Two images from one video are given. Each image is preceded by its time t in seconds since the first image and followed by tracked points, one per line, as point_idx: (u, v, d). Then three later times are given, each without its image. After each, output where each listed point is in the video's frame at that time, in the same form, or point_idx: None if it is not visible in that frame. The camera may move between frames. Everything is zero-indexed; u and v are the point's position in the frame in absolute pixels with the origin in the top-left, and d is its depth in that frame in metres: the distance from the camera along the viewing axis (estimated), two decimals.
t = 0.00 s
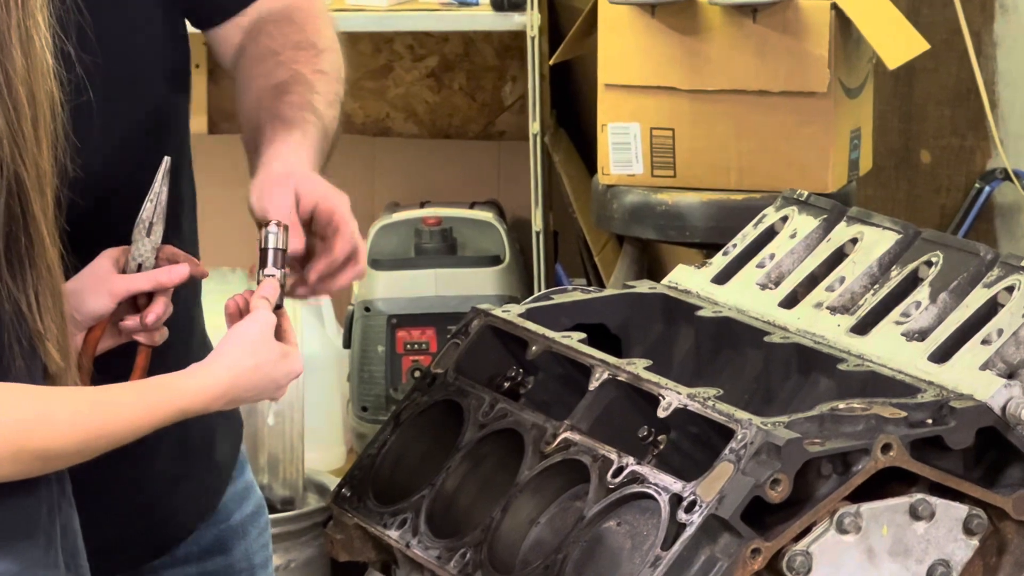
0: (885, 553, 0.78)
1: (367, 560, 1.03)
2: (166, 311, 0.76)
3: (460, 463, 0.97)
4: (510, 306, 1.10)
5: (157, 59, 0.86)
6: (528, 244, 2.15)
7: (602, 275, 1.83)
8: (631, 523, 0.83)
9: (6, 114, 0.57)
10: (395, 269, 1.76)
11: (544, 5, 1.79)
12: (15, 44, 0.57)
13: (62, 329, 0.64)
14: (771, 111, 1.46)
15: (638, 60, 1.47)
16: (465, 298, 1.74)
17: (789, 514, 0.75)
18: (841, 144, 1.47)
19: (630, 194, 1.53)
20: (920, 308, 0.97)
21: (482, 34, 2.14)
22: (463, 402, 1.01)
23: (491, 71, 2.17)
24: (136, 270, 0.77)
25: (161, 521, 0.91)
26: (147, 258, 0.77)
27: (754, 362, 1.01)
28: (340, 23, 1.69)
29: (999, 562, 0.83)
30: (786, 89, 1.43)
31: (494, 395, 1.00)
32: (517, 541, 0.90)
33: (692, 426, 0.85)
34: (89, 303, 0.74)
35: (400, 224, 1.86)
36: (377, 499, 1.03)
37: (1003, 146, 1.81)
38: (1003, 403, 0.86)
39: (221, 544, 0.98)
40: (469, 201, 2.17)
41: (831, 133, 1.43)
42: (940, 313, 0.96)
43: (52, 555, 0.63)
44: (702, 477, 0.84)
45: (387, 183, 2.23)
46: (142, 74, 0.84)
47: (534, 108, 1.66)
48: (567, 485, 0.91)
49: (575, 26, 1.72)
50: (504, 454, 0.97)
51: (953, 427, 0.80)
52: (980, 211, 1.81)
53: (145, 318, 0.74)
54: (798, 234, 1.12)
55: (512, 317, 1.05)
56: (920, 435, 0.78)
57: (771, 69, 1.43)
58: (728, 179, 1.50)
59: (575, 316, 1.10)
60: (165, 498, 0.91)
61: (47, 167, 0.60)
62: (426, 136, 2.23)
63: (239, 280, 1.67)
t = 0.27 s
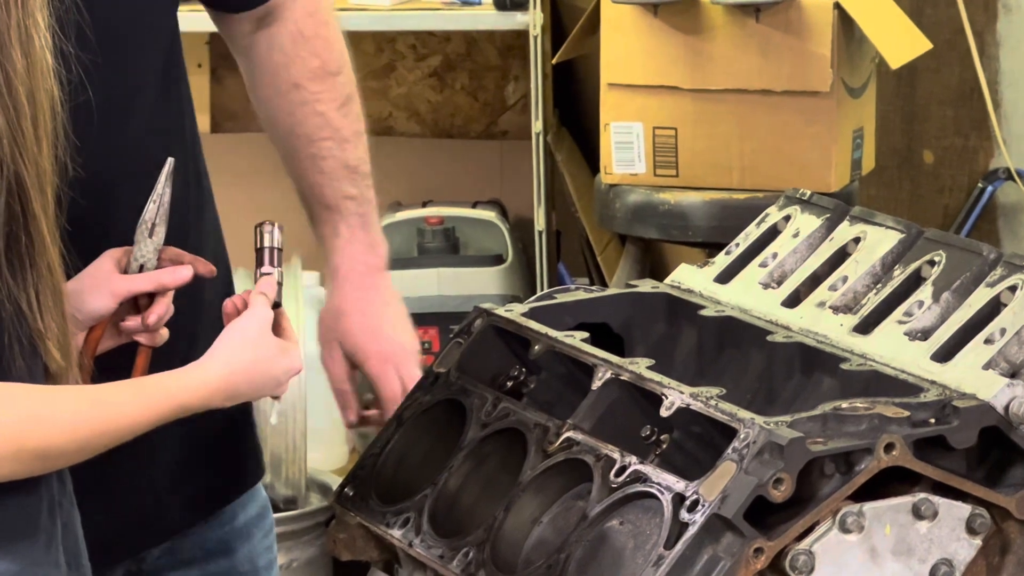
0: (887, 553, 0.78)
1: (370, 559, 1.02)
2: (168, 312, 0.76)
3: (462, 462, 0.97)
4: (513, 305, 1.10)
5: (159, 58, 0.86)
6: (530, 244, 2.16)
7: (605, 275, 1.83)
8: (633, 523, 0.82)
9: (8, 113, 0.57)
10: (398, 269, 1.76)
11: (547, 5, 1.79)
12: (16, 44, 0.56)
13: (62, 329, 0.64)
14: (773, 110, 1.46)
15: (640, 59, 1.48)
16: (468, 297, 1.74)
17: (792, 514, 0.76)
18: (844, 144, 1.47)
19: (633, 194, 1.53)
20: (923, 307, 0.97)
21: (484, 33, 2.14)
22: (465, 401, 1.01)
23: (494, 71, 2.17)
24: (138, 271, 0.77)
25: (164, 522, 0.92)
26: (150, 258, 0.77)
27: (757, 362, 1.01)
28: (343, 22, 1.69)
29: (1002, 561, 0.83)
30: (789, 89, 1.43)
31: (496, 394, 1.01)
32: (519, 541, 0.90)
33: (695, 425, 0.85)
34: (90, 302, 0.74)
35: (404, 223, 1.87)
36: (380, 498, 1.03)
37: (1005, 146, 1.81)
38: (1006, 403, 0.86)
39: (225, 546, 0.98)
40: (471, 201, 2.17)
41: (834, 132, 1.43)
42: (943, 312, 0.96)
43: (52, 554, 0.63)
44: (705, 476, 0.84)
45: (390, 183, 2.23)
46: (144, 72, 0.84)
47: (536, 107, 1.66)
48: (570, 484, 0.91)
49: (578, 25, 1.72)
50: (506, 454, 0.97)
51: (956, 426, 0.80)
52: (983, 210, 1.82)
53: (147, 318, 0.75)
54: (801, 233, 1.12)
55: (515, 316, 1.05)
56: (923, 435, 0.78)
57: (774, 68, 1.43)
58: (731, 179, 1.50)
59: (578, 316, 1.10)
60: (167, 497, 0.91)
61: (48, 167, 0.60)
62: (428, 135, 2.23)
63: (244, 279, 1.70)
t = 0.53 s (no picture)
0: (889, 552, 0.78)
1: (372, 557, 1.03)
2: (173, 318, 0.77)
3: (465, 461, 0.97)
4: (515, 304, 1.11)
5: (162, 58, 0.86)
6: (533, 243, 2.16)
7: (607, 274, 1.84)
8: (637, 522, 0.82)
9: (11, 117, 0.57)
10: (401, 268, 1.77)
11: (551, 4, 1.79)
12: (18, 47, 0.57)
13: (63, 328, 0.64)
14: (775, 110, 1.46)
15: (643, 58, 1.48)
16: (471, 296, 1.75)
17: (794, 513, 0.76)
18: (847, 143, 1.47)
19: (636, 193, 1.53)
20: (925, 306, 0.97)
21: (487, 32, 2.13)
22: (468, 400, 1.02)
23: (497, 70, 2.18)
24: (147, 277, 0.77)
25: (168, 523, 0.92)
26: (159, 265, 0.78)
27: (759, 361, 1.01)
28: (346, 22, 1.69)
29: (1005, 561, 0.83)
30: (792, 88, 1.43)
31: (499, 393, 1.01)
32: (522, 540, 0.90)
33: (697, 424, 0.85)
34: (95, 306, 0.74)
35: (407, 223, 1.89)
36: (382, 497, 1.03)
37: (1008, 145, 1.81)
38: (1008, 402, 0.86)
39: (228, 545, 0.99)
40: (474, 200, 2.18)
41: (837, 131, 1.43)
42: (945, 311, 0.96)
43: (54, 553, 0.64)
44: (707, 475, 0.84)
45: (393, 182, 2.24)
46: (146, 72, 0.84)
47: (539, 106, 1.66)
48: (572, 484, 0.91)
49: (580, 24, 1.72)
50: (509, 454, 0.97)
51: (958, 425, 0.80)
52: (986, 210, 1.82)
53: (153, 323, 0.75)
54: (803, 232, 1.12)
55: (518, 315, 1.05)
56: (926, 434, 0.78)
57: (777, 68, 1.42)
58: (733, 178, 1.50)
59: (581, 315, 1.10)
60: (171, 498, 0.92)
61: (49, 168, 0.60)
62: (432, 134, 2.24)
63: (247, 279, 1.72)
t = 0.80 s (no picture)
0: (895, 552, 0.78)
1: (377, 557, 1.03)
2: (182, 325, 0.77)
3: (470, 462, 0.98)
4: (520, 304, 1.11)
5: (168, 58, 0.86)
6: (537, 243, 2.16)
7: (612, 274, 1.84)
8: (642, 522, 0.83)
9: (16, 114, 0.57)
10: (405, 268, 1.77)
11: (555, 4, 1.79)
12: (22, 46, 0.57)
13: (70, 326, 0.65)
14: (780, 110, 1.46)
15: (647, 58, 1.48)
16: (476, 296, 1.76)
17: (799, 513, 0.76)
18: (851, 144, 1.47)
19: (640, 193, 1.53)
20: (930, 307, 0.97)
21: (491, 32, 2.13)
22: (473, 400, 1.02)
23: (501, 70, 2.18)
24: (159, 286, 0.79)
25: (176, 525, 0.92)
26: (171, 274, 0.80)
27: (764, 361, 1.01)
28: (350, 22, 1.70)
29: (1010, 561, 0.83)
30: (797, 89, 1.43)
31: (504, 393, 1.01)
32: (527, 539, 0.90)
33: (702, 424, 0.85)
34: (106, 310, 0.75)
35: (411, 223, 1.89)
36: (387, 496, 1.03)
37: (1012, 145, 1.81)
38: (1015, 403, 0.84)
39: (234, 542, 0.99)
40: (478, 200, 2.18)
41: (841, 131, 1.43)
42: (950, 311, 0.96)
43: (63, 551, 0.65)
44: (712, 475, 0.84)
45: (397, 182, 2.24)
46: (153, 72, 0.84)
47: (543, 106, 1.66)
48: (577, 484, 0.91)
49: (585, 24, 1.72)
50: (515, 452, 0.98)
51: (964, 426, 0.80)
52: (990, 209, 1.82)
53: (162, 330, 0.76)
54: (808, 233, 1.12)
55: (523, 315, 1.05)
56: (931, 434, 0.78)
57: (781, 68, 1.43)
58: (738, 178, 1.50)
59: (586, 315, 1.10)
60: (178, 498, 0.92)
61: (56, 168, 0.61)
62: (436, 134, 2.24)
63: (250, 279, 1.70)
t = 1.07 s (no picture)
0: (899, 551, 0.78)
1: (381, 556, 1.04)
2: (186, 335, 0.77)
3: (474, 462, 0.98)
4: (524, 304, 1.11)
5: (176, 59, 0.86)
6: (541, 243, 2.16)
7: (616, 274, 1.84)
8: (647, 521, 0.82)
9: (40, 111, 0.60)
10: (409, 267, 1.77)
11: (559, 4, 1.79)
12: (40, 44, 0.59)
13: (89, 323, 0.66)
14: (784, 109, 1.46)
15: (651, 58, 1.48)
16: (480, 295, 1.76)
17: (804, 513, 0.76)
18: (855, 143, 1.47)
19: (644, 192, 1.53)
20: (935, 306, 0.97)
21: (495, 31, 2.14)
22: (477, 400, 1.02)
23: (505, 69, 2.18)
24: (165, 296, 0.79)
25: (179, 523, 0.93)
26: (177, 284, 0.80)
27: (769, 361, 1.01)
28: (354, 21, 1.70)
29: (1015, 560, 0.83)
30: (801, 88, 1.43)
31: (509, 392, 1.01)
32: (532, 538, 0.90)
33: (707, 422, 0.85)
34: (111, 315, 0.74)
35: (414, 222, 1.90)
36: (392, 495, 1.03)
37: (1016, 144, 1.82)
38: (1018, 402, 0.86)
39: (237, 540, 1.00)
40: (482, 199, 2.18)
41: (845, 130, 1.43)
42: (955, 310, 0.96)
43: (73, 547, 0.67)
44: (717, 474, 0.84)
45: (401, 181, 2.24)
46: (161, 71, 0.84)
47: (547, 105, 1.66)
48: (582, 483, 0.91)
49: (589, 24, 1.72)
50: (518, 451, 0.98)
51: (969, 425, 0.80)
52: (994, 209, 1.82)
53: (166, 338, 0.75)
54: (813, 232, 1.12)
55: (527, 314, 1.05)
56: (936, 434, 0.79)
57: (786, 67, 1.43)
58: (742, 177, 1.50)
59: (591, 314, 1.10)
60: (181, 497, 0.92)
61: (69, 164, 0.63)
62: (440, 133, 2.24)
63: (253, 278, 1.73)
